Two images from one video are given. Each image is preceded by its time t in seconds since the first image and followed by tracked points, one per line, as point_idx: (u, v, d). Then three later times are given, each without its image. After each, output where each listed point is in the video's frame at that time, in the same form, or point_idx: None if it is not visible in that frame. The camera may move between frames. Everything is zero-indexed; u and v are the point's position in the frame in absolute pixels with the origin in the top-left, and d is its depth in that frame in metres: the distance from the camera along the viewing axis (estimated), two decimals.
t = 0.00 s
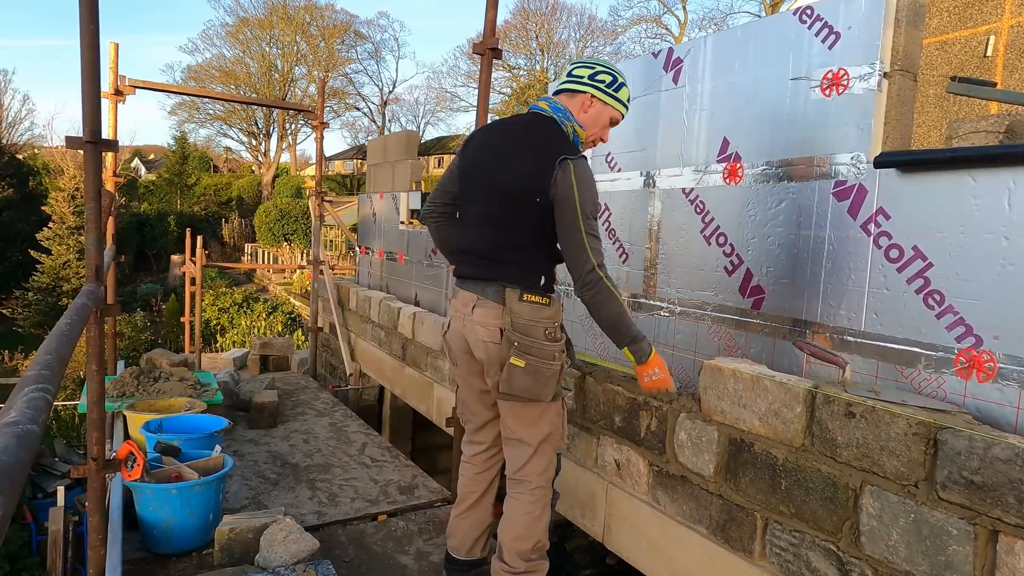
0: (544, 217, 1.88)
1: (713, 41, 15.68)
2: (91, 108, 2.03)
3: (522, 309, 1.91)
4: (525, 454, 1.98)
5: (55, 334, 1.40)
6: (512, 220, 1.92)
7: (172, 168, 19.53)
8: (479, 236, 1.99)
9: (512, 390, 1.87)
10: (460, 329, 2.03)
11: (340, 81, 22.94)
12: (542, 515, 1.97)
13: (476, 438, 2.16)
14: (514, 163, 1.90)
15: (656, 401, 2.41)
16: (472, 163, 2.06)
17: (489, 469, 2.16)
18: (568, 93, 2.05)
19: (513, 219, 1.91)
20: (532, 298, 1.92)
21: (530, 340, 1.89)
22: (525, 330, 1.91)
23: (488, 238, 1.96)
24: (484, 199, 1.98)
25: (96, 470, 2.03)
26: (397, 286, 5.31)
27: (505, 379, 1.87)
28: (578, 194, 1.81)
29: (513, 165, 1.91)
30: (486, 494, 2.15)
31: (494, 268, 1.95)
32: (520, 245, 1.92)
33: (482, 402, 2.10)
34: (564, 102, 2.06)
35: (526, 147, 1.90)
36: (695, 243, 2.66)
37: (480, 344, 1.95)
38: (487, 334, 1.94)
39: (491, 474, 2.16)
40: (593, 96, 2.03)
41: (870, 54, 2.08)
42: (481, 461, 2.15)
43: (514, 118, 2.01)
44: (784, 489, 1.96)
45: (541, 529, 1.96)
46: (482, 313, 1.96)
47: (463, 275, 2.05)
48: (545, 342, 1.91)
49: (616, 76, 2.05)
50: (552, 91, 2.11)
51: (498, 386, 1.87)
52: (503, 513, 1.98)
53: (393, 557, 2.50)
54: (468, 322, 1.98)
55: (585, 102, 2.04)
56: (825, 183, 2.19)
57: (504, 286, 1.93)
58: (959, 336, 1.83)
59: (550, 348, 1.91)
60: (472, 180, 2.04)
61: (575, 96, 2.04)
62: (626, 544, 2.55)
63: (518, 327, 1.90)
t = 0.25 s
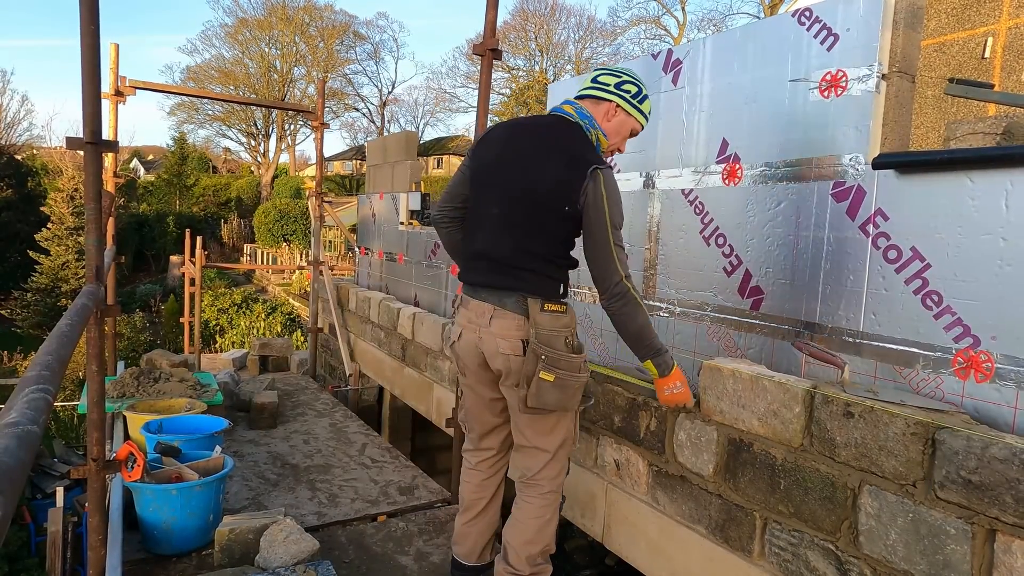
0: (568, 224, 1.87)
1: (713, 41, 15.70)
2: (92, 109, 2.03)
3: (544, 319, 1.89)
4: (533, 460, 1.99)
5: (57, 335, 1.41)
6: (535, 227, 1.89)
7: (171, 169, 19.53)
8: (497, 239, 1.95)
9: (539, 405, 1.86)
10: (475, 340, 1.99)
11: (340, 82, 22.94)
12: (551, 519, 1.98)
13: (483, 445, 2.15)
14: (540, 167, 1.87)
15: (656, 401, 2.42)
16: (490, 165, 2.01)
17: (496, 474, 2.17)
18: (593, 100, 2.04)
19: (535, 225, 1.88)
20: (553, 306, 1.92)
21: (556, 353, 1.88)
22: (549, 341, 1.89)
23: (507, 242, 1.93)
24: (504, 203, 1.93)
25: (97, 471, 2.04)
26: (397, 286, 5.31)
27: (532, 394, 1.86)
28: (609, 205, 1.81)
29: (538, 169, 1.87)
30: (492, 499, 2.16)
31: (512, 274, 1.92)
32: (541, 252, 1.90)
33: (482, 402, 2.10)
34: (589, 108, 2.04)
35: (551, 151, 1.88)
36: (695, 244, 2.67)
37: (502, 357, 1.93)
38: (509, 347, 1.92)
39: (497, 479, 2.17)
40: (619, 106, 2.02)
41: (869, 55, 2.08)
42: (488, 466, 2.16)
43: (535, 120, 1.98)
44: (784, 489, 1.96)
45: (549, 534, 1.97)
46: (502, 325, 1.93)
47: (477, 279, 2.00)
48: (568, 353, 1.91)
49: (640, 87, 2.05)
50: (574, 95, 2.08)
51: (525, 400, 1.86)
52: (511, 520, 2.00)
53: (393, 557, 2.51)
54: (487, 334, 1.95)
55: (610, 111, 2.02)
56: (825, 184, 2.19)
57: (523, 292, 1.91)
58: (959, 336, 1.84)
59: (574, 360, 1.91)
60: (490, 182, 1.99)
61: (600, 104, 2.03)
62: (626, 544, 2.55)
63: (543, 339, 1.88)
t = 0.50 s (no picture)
0: (580, 227, 1.85)
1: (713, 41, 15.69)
2: (91, 108, 2.02)
3: (554, 324, 1.89)
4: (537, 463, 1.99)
5: (55, 335, 1.40)
6: (546, 230, 1.87)
7: (172, 168, 19.51)
8: (506, 242, 1.93)
9: (552, 411, 1.86)
10: (483, 344, 1.98)
11: (340, 81, 22.94)
12: (554, 522, 1.98)
13: (483, 448, 2.14)
14: (552, 170, 1.85)
15: (656, 401, 2.41)
16: (498, 165, 1.98)
17: (497, 476, 2.16)
18: (603, 99, 2.02)
19: (546, 227, 1.86)
20: (564, 310, 1.91)
21: (566, 358, 1.88)
22: (559, 347, 1.89)
23: (517, 245, 1.90)
24: (513, 205, 1.91)
25: (96, 471, 2.03)
26: (397, 286, 5.31)
27: (545, 400, 1.85)
28: (620, 209, 1.81)
29: (548, 171, 1.85)
30: (495, 500, 2.16)
31: (522, 277, 1.90)
32: (552, 255, 1.88)
33: (482, 402, 2.09)
34: (598, 107, 2.02)
35: (562, 152, 1.86)
36: (695, 243, 2.66)
37: (512, 363, 1.92)
38: (519, 353, 1.91)
39: (498, 481, 2.16)
40: (628, 106, 2.01)
41: (870, 54, 2.08)
42: (489, 468, 2.15)
43: (544, 120, 1.95)
44: (786, 490, 1.95)
45: (552, 536, 1.97)
46: (511, 330, 1.92)
47: (485, 282, 1.97)
48: (578, 358, 1.91)
49: (649, 88, 2.04)
50: (584, 93, 2.06)
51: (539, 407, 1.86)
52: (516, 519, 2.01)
53: (393, 557, 2.50)
54: (495, 339, 1.94)
55: (619, 111, 2.01)
56: (826, 183, 2.19)
57: (534, 296, 1.89)
58: (961, 336, 1.83)
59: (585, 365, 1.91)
60: (498, 183, 1.96)
61: (609, 103, 2.01)
62: (626, 545, 2.55)
63: (554, 345, 1.88)
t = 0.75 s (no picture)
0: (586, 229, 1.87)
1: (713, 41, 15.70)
2: (92, 109, 2.03)
3: (559, 327, 1.90)
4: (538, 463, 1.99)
5: (56, 335, 1.41)
6: (552, 232, 1.87)
7: (171, 168, 19.51)
8: (512, 244, 1.93)
9: (557, 413, 1.87)
10: (487, 348, 1.98)
11: (340, 81, 22.94)
12: (555, 522, 1.98)
13: (484, 450, 2.15)
14: (558, 172, 1.85)
15: (656, 401, 2.41)
16: (502, 167, 1.98)
17: (497, 478, 2.16)
18: (606, 99, 2.03)
19: (553, 230, 1.87)
20: (568, 313, 1.92)
21: (571, 361, 1.88)
22: (564, 349, 1.91)
23: (523, 247, 1.90)
24: (519, 207, 1.90)
25: (97, 471, 2.04)
26: (397, 286, 5.32)
27: (551, 403, 1.86)
28: (625, 210, 1.83)
29: (555, 173, 1.85)
30: (496, 501, 2.16)
31: (529, 280, 1.90)
32: (558, 257, 1.89)
33: (482, 403, 2.09)
34: (601, 107, 2.03)
35: (568, 154, 1.86)
36: (695, 243, 2.67)
37: (517, 366, 1.92)
38: (525, 356, 1.92)
39: (499, 482, 2.17)
40: (631, 108, 2.03)
41: (870, 56, 2.08)
42: (490, 470, 2.15)
43: (548, 122, 1.95)
44: (785, 490, 1.96)
45: (553, 536, 1.97)
46: (517, 334, 1.92)
47: (490, 285, 1.97)
48: (582, 361, 1.92)
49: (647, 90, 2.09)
50: (586, 91, 2.06)
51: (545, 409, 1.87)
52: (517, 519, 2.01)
53: (393, 557, 2.51)
54: (500, 343, 1.94)
55: (622, 112, 2.03)
56: (826, 184, 2.19)
57: (541, 298, 1.90)
58: (960, 336, 1.83)
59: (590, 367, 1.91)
60: (503, 186, 1.96)
61: (613, 104, 2.03)
62: (626, 544, 2.55)
63: (559, 348, 1.90)
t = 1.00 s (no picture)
0: (587, 230, 1.86)
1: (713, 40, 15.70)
2: (91, 109, 2.03)
3: (561, 328, 1.90)
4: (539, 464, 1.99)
5: (56, 335, 1.40)
6: (553, 233, 1.86)
7: (172, 168, 19.50)
8: (514, 246, 1.92)
9: (563, 416, 1.87)
10: (489, 350, 1.98)
11: (340, 81, 22.95)
12: (556, 523, 1.98)
13: (484, 452, 2.14)
14: (559, 173, 1.85)
15: (656, 401, 2.41)
16: (502, 169, 1.97)
17: (497, 479, 2.16)
18: (603, 98, 2.03)
19: (555, 232, 1.86)
20: (570, 314, 1.92)
21: (575, 363, 1.89)
22: (568, 352, 1.90)
23: (525, 249, 1.89)
24: (521, 209, 1.90)
25: (97, 471, 2.03)
26: (397, 286, 5.31)
27: (557, 405, 1.86)
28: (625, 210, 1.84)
29: (555, 175, 1.85)
30: (496, 502, 2.16)
31: (532, 283, 1.89)
32: (560, 258, 1.89)
33: (481, 404, 2.09)
34: (598, 107, 2.03)
35: (568, 155, 1.85)
36: (695, 243, 2.66)
37: (519, 369, 1.92)
38: (527, 359, 1.91)
39: (499, 483, 2.17)
40: (625, 107, 2.05)
41: (869, 55, 2.08)
42: (490, 471, 2.14)
43: (547, 123, 1.94)
44: (786, 490, 1.96)
45: (553, 537, 1.97)
46: (519, 336, 1.92)
47: (493, 288, 1.96)
48: (585, 362, 1.93)
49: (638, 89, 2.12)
50: (582, 89, 2.05)
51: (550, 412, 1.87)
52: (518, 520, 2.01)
53: (393, 557, 2.51)
54: (502, 345, 1.94)
55: (617, 111, 2.05)
56: (825, 184, 2.19)
57: (544, 301, 1.90)
58: (960, 335, 1.83)
59: (593, 369, 1.92)
60: (503, 188, 1.95)
61: (609, 103, 2.03)
62: (626, 544, 2.55)
63: (563, 350, 1.89)
